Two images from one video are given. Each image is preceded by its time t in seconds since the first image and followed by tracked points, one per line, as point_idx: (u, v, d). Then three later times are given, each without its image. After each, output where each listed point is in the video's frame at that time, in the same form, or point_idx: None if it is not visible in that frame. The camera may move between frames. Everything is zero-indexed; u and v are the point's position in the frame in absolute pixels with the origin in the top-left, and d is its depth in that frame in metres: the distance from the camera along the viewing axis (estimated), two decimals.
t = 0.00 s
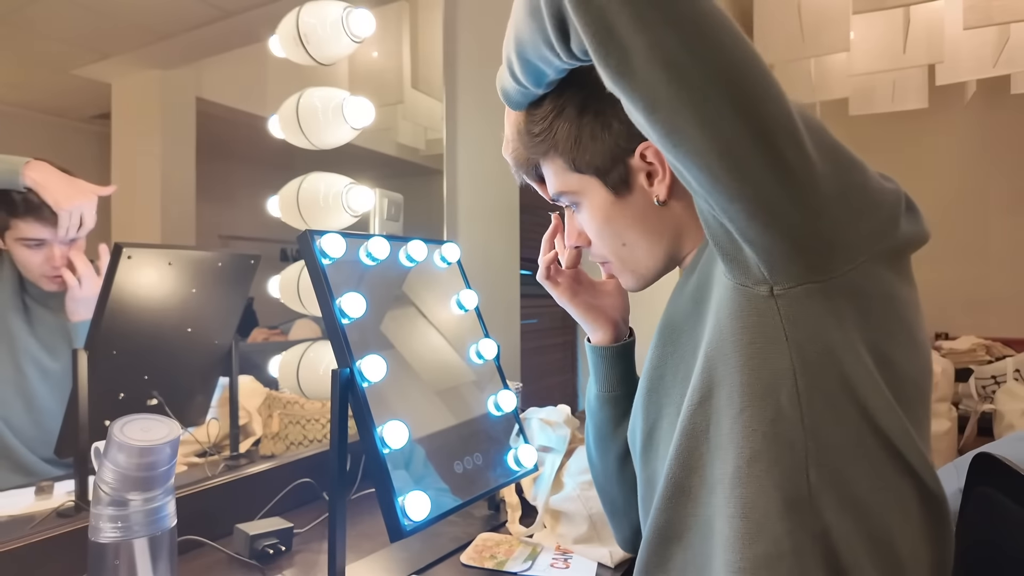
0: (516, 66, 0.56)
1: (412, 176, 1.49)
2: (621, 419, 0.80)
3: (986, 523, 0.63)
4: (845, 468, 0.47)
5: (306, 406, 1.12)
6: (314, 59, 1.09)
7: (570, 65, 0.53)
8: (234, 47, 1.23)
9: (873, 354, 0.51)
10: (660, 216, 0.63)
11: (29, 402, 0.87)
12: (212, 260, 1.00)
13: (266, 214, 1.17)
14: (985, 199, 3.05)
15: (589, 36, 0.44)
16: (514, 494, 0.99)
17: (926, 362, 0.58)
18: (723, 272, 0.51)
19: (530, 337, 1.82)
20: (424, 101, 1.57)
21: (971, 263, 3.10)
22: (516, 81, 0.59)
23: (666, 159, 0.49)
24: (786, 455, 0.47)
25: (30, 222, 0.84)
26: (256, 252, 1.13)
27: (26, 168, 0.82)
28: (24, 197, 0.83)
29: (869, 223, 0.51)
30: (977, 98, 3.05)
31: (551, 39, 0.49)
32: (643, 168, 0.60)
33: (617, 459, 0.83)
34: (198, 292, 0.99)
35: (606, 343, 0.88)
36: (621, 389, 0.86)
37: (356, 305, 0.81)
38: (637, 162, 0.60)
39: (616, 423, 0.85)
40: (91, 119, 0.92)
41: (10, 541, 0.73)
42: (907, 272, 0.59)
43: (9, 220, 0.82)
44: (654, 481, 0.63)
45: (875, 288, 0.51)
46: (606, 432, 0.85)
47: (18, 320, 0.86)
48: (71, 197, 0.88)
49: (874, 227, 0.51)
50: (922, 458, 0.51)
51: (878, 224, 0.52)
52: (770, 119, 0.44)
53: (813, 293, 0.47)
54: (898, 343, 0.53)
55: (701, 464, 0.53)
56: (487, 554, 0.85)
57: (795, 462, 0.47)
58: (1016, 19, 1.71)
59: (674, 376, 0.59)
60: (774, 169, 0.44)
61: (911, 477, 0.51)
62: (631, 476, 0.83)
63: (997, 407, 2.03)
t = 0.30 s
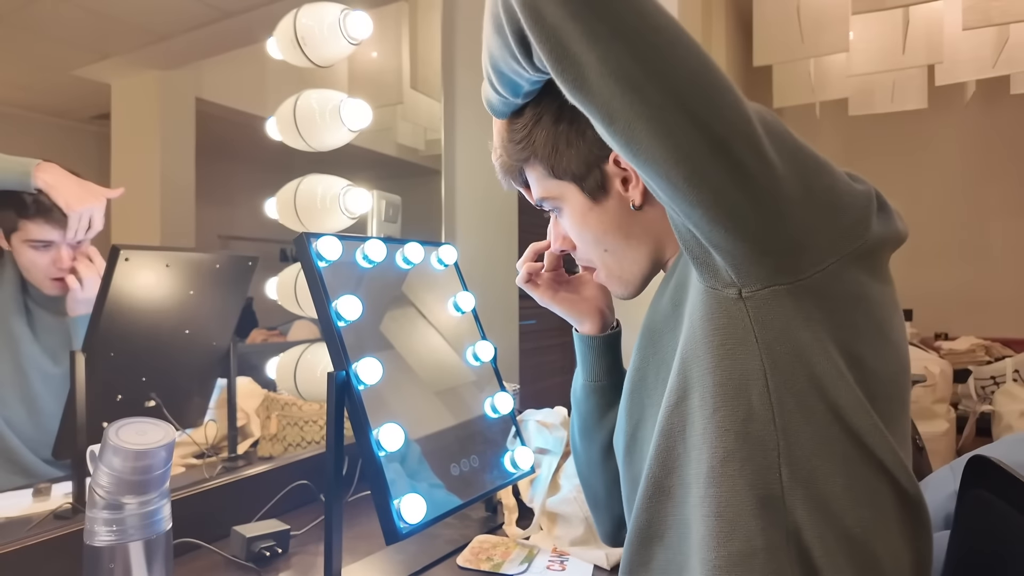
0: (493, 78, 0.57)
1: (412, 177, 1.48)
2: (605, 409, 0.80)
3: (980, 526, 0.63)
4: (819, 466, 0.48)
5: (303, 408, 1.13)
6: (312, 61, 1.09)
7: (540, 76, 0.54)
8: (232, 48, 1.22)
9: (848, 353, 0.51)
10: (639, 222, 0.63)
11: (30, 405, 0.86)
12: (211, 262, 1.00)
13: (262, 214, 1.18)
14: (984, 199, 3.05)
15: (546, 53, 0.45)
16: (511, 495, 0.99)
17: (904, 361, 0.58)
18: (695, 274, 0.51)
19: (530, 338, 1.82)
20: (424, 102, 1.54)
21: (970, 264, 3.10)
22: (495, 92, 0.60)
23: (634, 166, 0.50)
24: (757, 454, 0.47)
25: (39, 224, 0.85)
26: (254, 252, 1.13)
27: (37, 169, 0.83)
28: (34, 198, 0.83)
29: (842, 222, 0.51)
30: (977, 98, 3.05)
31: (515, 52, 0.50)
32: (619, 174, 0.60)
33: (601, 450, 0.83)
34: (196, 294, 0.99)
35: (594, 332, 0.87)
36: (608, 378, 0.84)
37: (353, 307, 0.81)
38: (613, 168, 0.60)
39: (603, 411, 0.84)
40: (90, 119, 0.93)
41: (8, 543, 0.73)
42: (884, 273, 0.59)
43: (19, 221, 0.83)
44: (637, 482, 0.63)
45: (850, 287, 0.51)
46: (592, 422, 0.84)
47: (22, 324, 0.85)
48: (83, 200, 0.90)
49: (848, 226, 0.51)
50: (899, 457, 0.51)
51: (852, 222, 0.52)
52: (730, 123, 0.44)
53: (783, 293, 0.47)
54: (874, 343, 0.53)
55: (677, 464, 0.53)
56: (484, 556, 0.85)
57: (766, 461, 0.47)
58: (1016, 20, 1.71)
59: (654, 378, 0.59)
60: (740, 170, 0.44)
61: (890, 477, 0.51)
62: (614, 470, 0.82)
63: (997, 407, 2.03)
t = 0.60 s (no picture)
0: (492, 88, 0.58)
1: (415, 178, 1.49)
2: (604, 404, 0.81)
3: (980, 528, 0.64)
4: (816, 468, 0.48)
5: (307, 409, 1.15)
6: (316, 65, 1.09)
7: (538, 86, 0.55)
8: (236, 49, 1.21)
9: (844, 356, 0.51)
10: (639, 226, 0.64)
11: (36, 407, 0.85)
12: (215, 264, 1.01)
13: (268, 215, 1.18)
14: (985, 200, 3.06)
15: (541, 66, 0.46)
16: (513, 496, 1.00)
17: (900, 362, 0.59)
18: (693, 279, 0.52)
19: (531, 339, 1.83)
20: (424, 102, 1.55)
21: (971, 264, 3.11)
22: (496, 101, 0.61)
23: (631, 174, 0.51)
24: (754, 456, 0.48)
25: (44, 227, 0.85)
26: (258, 254, 1.14)
27: (44, 173, 0.84)
28: (41, 201, 0.84)
29: (836, 226, 0.51)
30: (977, 98, 3.06)
31: (512, 63, 0.51)
32: (618, 179, 0.61)
33: (599, 444, 0.84)
34: (199, 295, 1.00)
35: (594, 328, 0.88)
36: (607, 373, 0.86)
37: (357, 309, 0.82)
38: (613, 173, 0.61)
39: (602, 405, 0.85)
40: (91, 120, 0.92)
41: (16, 543, 0.74)
42: (880, 276, 0.60)
43: (24, 223, 0.83)
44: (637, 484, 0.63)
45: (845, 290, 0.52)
46: (591, 416, 0.85)
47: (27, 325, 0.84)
48: (91, 203, 0.90)
49: (842, 229, 0.52)
50: (897, 459, 0.52)
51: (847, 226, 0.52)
52: (724, 131, 0.45)
53: (780, 297, 0.48)
54: (871, 345, 0.54)
55: (676, 465, 0.54)
56: (488, 556, 0.85)
57: (763, 464, 0.48)
58: (1017, 21, 1.72)
59: (654, 380, 0.60)
60: (735, 177, 0.45)
61: (888, 478, 0.51)
62: (612, 465, 0.83)
63: (997, 408, 2.03)
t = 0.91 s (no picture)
0: (496, 80, 0.58)
1: (415, 176, 1.49)
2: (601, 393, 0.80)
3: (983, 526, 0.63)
4: (823, 465, 0.48)
5: (307, 407, 1.14)
6: (316, 62, 1.09)
7: (543, 78, 0.54)
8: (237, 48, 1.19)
9: (852, 353, 0.51)
10: (643, 220, 0.63)
11: (36, 408, 0.86)
12: (215, 262, 1.00)
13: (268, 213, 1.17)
14: (987, 199, 3.05)
15: (547, 57, 0.45)
16: (514, 494, 1.00)
17: (907, 360, 0.58)
18: (700, 274, 0.51)
19: (532, 338, 1.83)
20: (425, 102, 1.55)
21: (973, 263, 3.10)
22: (499, 94, 0.61)
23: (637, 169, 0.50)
24: (761, 453, 0.47)
25: (43, 224, 0.84)
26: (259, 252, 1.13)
27: (43, 170, 0.83)
28: (39, 199, 0.83)
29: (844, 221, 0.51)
30: (979, 97, 3.05)
31: (517, 53, 0.50)
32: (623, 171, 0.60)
33: (598, 442, 0.84)
34: (199, 294, 0.99)
35: (593, 326, 0.87)
36: (606, 371, 0.85)
37: (358, 306, 0.82)
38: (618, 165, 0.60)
39: (600, 404, 0.85)
40: (91, 120, 0.91)
41: (14, 542, 0.74)
42: (887, 272, 0.59)
43: (23, 221, 0.82)
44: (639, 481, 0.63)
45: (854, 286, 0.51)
46: (589, 415, 0.85)
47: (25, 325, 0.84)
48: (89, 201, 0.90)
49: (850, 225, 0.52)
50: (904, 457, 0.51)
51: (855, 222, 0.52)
52: (731, 125, 0.45)
53: (787, 292, 0.47)
54: (878, 342, 0.54)
55: (681, 462, 0.53)
56: (489, 555, 0.85)
57: (770, 460, 0.47)
58: (1019, 19, 1.71)
59: (659, 377, 0.60)
60: (742, 171, 0.45)
61: (895, 475, 0.51)
62: (611, 461, 0.83)
63: (999, 407, 2.02)
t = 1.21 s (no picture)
0: (502, 81, 0.58)
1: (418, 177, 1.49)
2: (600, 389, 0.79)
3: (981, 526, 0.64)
4: (823, 464, 0.48)
5: (310, 407, 1.14)
6: (318, 64, 1.09)
7: (548, 80, 0.55)
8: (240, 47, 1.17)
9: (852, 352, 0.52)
10: (648, 219, 0.64)
11: (40, 405, 0.84)
12: (218, 262, 1.02)
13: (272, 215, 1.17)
14: (989, 199, 3.05)
15: (553, 59, 0.46)
16: (516, 493, 1.00)
17: (908, 360, 0.58)
18: (703, 275, 0.52)
19: (533, 338, 1.83)
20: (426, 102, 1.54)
21: (974, 263, 3.10)
22: (504, 96, 0.61)
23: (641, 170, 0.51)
24: (762, 451, 0.48)
25: (46, 224, 0.83)
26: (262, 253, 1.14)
27: (46, 170, 0.83)
28: (42, 198, 0.83)
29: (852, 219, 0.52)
30: (981, 97, 3.04)
31: (523, 55, 0.51)
32: (629, 168, 0.61)
33: (597, 441, 0.84)
34: (203, 293, 1.01)
35: (592, 325, 0.88)
36: (606, 370, 0.86)
37: (360, 307, 0.82)
38: (622, 163, 0.61)
39: (599, 403, 0.86)
40: (95, 120, 0.89)
41: (18, 540, 0.75)
42: (888, 273, 0.59)
43: (26, 220, 0.81)
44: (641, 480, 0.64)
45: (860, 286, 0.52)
46: (588, 414, 0.85)
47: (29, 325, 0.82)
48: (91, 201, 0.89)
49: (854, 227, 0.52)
50: (904, 458, 0.52)
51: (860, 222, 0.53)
52: (735, 127, 0.45)
53: (789, 293, 0.48)
54: (879, 342, 0.54)
55: (683, 460, 0.54)
56: (490, 553, 0.86)
57: (771, 459, 0.48)
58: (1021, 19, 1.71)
59: (662, 376, 0.60)
60: (745, 173, 0.45)
61: (895, 475, 0.51)
62: (611, 459, 0.84)
63: (999, 408, 2.03)
